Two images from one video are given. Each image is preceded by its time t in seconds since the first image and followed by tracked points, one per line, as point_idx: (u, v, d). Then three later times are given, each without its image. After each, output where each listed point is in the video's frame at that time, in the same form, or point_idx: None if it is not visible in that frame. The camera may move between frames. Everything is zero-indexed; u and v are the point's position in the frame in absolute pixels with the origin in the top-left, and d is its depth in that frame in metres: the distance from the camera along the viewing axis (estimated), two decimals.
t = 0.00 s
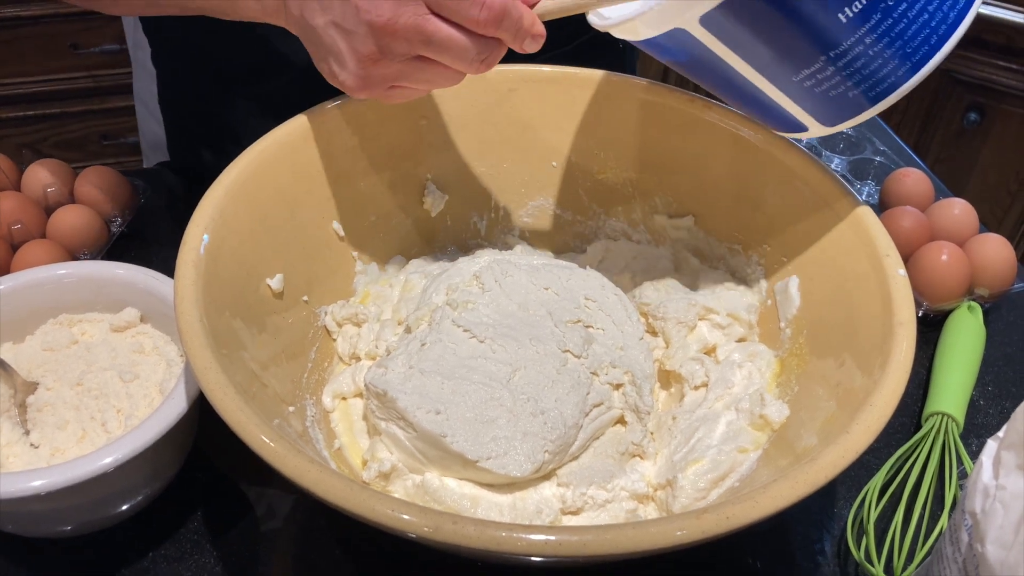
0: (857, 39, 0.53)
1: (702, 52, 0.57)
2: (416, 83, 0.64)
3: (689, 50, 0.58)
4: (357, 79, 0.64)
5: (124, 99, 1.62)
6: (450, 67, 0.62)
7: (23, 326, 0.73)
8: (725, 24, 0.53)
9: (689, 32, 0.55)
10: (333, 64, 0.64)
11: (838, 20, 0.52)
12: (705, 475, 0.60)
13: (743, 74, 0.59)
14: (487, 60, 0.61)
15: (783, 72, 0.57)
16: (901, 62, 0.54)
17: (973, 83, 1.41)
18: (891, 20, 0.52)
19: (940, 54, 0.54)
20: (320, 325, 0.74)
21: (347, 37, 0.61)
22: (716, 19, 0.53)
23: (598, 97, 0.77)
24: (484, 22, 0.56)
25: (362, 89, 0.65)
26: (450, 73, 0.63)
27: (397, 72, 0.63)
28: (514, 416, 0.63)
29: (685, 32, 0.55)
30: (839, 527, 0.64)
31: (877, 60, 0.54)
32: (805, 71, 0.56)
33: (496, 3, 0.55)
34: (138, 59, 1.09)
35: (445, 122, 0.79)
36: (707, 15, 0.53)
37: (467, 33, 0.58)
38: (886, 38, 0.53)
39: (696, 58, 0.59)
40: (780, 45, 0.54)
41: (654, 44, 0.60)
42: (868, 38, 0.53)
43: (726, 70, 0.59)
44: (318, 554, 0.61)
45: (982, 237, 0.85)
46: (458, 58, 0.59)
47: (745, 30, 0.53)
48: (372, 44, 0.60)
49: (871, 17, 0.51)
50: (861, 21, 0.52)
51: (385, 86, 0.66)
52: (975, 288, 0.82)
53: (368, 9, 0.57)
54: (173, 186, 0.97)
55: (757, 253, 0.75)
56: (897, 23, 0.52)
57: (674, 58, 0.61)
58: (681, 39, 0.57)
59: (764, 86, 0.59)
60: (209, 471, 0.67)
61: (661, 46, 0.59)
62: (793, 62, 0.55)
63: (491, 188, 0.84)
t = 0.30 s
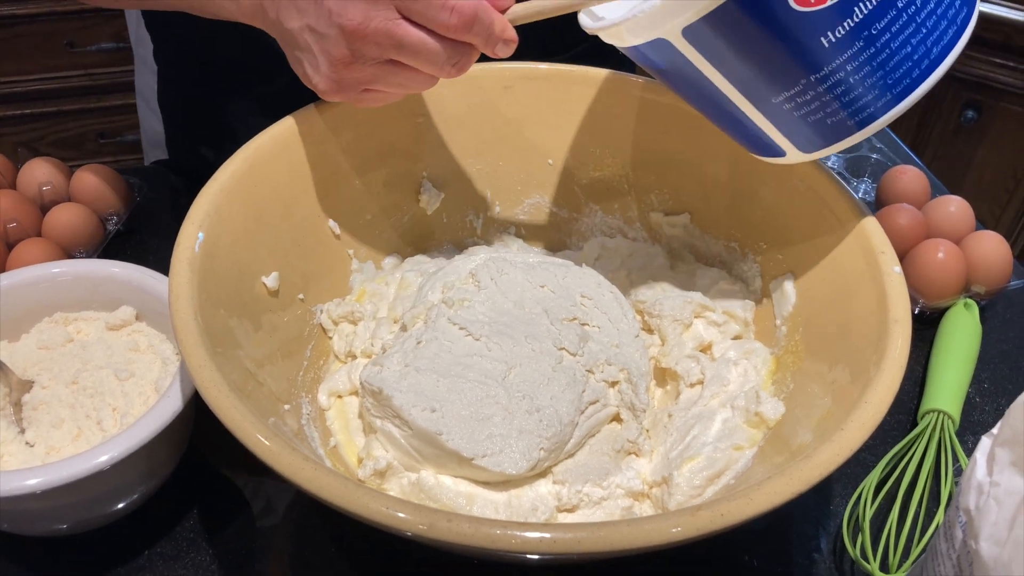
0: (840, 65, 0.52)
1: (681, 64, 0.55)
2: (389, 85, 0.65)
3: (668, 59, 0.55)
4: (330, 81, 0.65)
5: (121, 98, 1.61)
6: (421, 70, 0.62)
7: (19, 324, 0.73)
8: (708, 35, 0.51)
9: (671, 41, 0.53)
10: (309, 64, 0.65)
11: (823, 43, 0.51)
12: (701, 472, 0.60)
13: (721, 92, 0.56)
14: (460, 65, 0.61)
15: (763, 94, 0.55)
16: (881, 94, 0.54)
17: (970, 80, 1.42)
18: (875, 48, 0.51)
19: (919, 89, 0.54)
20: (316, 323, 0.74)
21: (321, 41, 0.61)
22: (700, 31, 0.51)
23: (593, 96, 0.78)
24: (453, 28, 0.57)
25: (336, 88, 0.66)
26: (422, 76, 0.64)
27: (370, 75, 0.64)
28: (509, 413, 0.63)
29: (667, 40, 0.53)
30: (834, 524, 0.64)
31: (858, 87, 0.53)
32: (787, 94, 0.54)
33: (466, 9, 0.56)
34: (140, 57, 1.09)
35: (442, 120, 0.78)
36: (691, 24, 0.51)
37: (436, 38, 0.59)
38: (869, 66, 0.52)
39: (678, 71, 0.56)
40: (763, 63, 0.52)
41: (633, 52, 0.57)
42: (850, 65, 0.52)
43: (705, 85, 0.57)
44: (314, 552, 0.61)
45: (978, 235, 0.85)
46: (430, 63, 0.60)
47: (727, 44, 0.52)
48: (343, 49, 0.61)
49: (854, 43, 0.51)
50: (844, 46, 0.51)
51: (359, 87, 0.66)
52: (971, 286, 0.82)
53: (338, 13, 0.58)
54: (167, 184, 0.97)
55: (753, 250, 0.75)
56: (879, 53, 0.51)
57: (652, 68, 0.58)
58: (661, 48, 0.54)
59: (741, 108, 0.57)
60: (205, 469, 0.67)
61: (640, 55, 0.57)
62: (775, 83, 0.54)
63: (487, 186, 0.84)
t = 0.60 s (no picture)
0: (849, 78, 0.51)
1: (689, 67, 0.54)
2: (361, 87, 0.65)
3: (672, 57, 0.54)
4: (301, 84, 0.65)
5: (120, 94, 1.61)
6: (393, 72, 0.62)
7: (16, 319, 0.73)
8: (720, 38, 0.50)
9: (683, 43, 0.52)
10: (281, 68, 0.65)
11: (834, 55, 0.50)
12: (701, 466, 0.60)
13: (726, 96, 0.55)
14: (432, 67, 0.62)
15: (768, 102, 0.54)
16: (888, 110, 0.53)
17: (971, 76, 1.41)
18: (885, 64, 0.50)
19: (924, 110, 0.53)
20: (315, 317, 0.74)
21: (291, 44, 0.61)
22: (711, 35, 0.50)
23: (593, 89, 0.77)
24: (421, 31, 0.57)
25: (309, 91, 0.66)
26: (393, 77, 0.64)
27: (341, 78, 0.64)
28: (509, 408, 0.63)
29: (677, 41, 0.52)
30: (835, 518, 0.64)
31: (865, 103, 0.52)
32: (793, 103, 0.53)
33: (432, 11, 0.56)
34: (138, 50, 1.09)
35: (441, 114, 0.78)
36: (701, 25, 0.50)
37: (406, 41, 0.59)
38: (879, 81, 0.51)
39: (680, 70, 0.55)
40: (771, 70, 0.51)
41: (639, 49, 0.56)
42: (859, 79, 0.51)
43: (710, 89, 0.56)
44: (313, 547, 0.61)
45: (979, 229, 0.85)
46: (399, 65, 0.60)
47: (737, 49, 0.51)
48: (313, 53, 0.61)
49: (865, 58, 0.50)
50: (856, 60, 0.50)
51: (331, 90, 0.66)
52: (972, 280, 0.82)
53: (306, 18, 0.58)
54: (166, 178, 0.97)
55: (754, 244, 0.75)
56: (889, 69, 0.51)
57: (655, 65, 0.58)
58: (669, 49, 0.53)
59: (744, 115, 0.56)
60: (204, 463, 0.67)
61: (644, 52, 0.56)
62: (781, 91, 0.53)
63: (486, 181, 0.83)
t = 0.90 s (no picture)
0: (847, 93, 0.51)
1: (688, 75, 0.53)
2: (333, 79, 0.65)
3: (672, 66, 0.54)
4: (272, 71, 0.64)
5: (119, 94, 1.61)
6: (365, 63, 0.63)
7: (17, 320, 0.73)
8: (724, 49, 0.50)
9: (686, 52, 0.51)
10: (253, 55, 0.64)
11: (834, 71, 0.50)
12: (701, 468, 0.60)
13: (722, 105, 0.55)
14: (407, 59, 0.62)
15: (764, 114, 0.54)
16: (882, 125, 0.53)
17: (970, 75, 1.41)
18: (882, 81, 0.51)
19: (914, 126, 0.54)
20: (315, 318, 0.74)
21: (264, 30, 0.61)
22: (714, 45, 0.50)
23: (593, 90, 0.77)
24: (393, 20, 0.58)
25: (278, 82, 0.65)
26: (365, 68, 0.64)
27: (311, 67, 0.64)
28: (509, 409, 0.63)
29: (681, 50, 0.51)
30: (834, 519, 0.64)
31: (860, 118, 0.52)
32: (790, 117, 0.53)
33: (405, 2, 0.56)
34: (135, 50, 1.09)
35: (441, 115, 0.78)
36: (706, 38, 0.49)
37: (380, 31, 0.60)
38: (875, 97, 0.51)
39: (677, 78, 0.55)
40: (771, 83, 0.51)
41: (636, 52, 0.55)
42: (857, 94, 0.51)
43: (706, 98, 0.55)
44: (313, 548, 0.61)
45: (978, 230, 0.85)
46: (374, 56, 0.61)
47: (739, 60, 0.50)
48: (286, 39, 0.60)
49: (863, 75, 0.50)
50: (855, 76, 0.50)
51: (301, 81, 0.66)
52: (971, 280, 0.82)
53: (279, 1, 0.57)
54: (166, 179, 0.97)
55: (753, 245, 0.75)
56: (886, 85, 0.51)
57: (650, 69, 0.57)
58: (669, 56, 0.52)
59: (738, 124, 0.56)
60: (204, 463, 0.67)
61: (644, 57, 0.55)
62: (779, 103, 0.52)
63: (486, 181, 0.83)
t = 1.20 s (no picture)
0: (888, 86, 0.49)
1: (724, 65, 0.51)
2: (343, 57, 0.66)
3: (709, 58, 0.51)
4: (280, 45, 0.64)
5: (118, 90, 1.61)
6: (375, 40, 0.65)
7: (15, 315, 0.73)
8: (767, 36, 0.47)
9: (726, 40, 0.49)
10: (260, 30, 0.65)
11: (878, 61, 0.48)
12: (700, 462, 0.60)
13: (755, 96, 0.52)
14: (420, 36, 0.64)
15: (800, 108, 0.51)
16: (922, 120, 0.51)
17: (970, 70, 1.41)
18: (924, 74, 0.49)
19: (952, 123, 0.52)
20: (314, 313, 0.74)
21: (274, 3, 0.61)
22: (761, 30, 0.47)
23: (592, 84, 0.77)
24: None
25: (286, 57, 0.65)
26: (376, 46, 0.66)
27: (322, 43, 0.65)
28: (509, 402, 0.63)
29: (720, 38, 0.49)
30: (834, 513, 0.64)
31: (900, 113, 0.50)
32: (828, 110, 0.51)
33: None
34: (134, 47, 1.09)
35: (440, 109, 0.78)
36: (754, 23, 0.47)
37: (397, 7, 0.62)
38: (916, 91, 0.49)
39: (712, 71, 0.53)
40: (811, 73, 0.49)
41: (665, 41, 0.53)
42: (898, 88, 0.49)
43: (739, 91, 0.53)
44: (312, 542, 0.61)
45: (978, 224, 0.85)
46: (386, 31, 0.63)
47: (779, 49, 0.48)
48: (300, 12, 0.61)
49: (906, 66, 0.48)
50: (898, 67, 0.48)
51: (308, 58, 0.67)
52: (971, 275, 0.82)
53: None
54: (164, 174, 0.97)
55: (753, 239, 0.75)
56: (928, 78, 0.49)
57: (680, 61, 0.55)
58: (706, 42, 0.50)
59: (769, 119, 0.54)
60: (202, 458, 0.67)
61: (677, 48, 0.53)
62: (816, 95, 0.50)
63: (485, 176, 0.83)
